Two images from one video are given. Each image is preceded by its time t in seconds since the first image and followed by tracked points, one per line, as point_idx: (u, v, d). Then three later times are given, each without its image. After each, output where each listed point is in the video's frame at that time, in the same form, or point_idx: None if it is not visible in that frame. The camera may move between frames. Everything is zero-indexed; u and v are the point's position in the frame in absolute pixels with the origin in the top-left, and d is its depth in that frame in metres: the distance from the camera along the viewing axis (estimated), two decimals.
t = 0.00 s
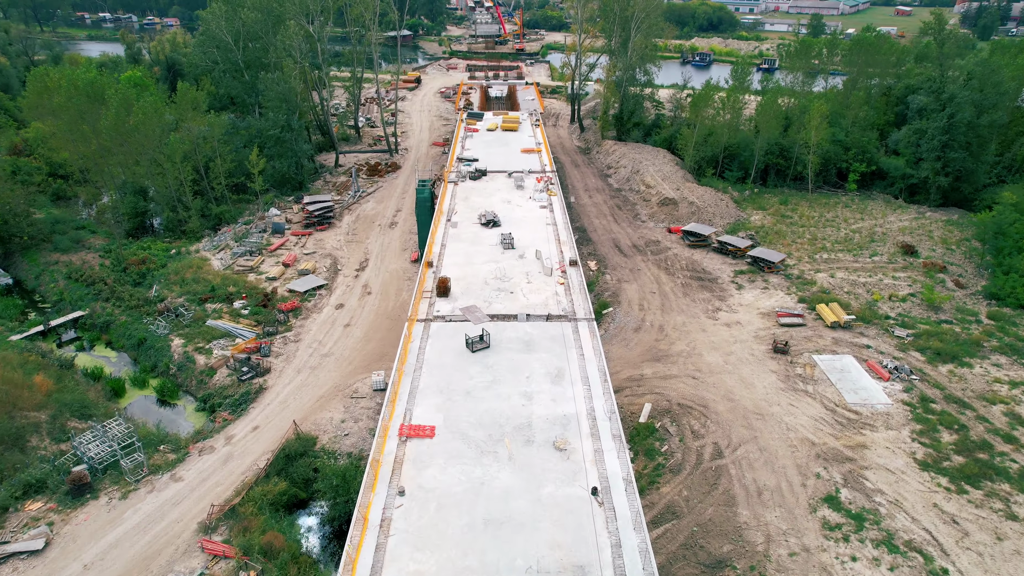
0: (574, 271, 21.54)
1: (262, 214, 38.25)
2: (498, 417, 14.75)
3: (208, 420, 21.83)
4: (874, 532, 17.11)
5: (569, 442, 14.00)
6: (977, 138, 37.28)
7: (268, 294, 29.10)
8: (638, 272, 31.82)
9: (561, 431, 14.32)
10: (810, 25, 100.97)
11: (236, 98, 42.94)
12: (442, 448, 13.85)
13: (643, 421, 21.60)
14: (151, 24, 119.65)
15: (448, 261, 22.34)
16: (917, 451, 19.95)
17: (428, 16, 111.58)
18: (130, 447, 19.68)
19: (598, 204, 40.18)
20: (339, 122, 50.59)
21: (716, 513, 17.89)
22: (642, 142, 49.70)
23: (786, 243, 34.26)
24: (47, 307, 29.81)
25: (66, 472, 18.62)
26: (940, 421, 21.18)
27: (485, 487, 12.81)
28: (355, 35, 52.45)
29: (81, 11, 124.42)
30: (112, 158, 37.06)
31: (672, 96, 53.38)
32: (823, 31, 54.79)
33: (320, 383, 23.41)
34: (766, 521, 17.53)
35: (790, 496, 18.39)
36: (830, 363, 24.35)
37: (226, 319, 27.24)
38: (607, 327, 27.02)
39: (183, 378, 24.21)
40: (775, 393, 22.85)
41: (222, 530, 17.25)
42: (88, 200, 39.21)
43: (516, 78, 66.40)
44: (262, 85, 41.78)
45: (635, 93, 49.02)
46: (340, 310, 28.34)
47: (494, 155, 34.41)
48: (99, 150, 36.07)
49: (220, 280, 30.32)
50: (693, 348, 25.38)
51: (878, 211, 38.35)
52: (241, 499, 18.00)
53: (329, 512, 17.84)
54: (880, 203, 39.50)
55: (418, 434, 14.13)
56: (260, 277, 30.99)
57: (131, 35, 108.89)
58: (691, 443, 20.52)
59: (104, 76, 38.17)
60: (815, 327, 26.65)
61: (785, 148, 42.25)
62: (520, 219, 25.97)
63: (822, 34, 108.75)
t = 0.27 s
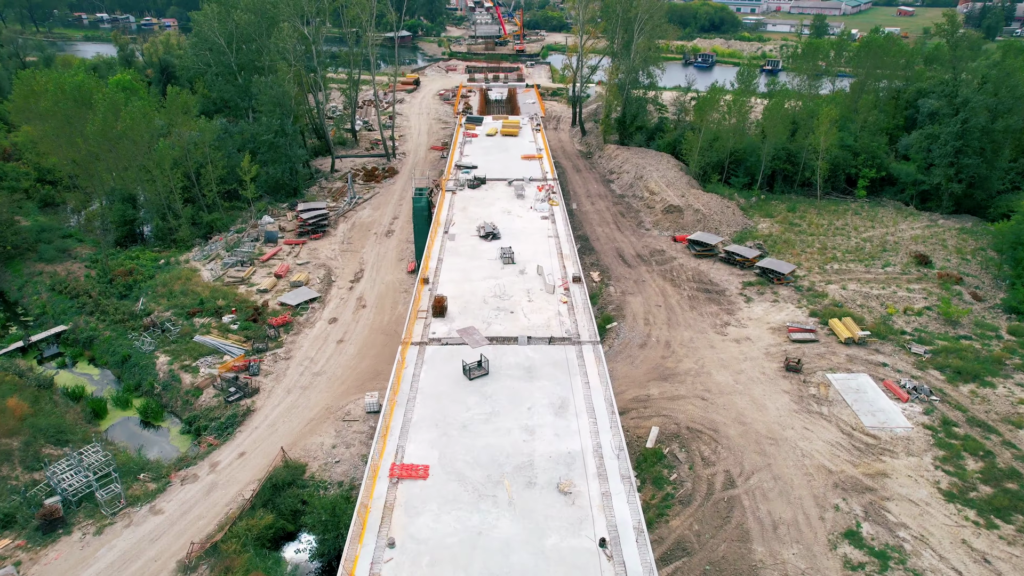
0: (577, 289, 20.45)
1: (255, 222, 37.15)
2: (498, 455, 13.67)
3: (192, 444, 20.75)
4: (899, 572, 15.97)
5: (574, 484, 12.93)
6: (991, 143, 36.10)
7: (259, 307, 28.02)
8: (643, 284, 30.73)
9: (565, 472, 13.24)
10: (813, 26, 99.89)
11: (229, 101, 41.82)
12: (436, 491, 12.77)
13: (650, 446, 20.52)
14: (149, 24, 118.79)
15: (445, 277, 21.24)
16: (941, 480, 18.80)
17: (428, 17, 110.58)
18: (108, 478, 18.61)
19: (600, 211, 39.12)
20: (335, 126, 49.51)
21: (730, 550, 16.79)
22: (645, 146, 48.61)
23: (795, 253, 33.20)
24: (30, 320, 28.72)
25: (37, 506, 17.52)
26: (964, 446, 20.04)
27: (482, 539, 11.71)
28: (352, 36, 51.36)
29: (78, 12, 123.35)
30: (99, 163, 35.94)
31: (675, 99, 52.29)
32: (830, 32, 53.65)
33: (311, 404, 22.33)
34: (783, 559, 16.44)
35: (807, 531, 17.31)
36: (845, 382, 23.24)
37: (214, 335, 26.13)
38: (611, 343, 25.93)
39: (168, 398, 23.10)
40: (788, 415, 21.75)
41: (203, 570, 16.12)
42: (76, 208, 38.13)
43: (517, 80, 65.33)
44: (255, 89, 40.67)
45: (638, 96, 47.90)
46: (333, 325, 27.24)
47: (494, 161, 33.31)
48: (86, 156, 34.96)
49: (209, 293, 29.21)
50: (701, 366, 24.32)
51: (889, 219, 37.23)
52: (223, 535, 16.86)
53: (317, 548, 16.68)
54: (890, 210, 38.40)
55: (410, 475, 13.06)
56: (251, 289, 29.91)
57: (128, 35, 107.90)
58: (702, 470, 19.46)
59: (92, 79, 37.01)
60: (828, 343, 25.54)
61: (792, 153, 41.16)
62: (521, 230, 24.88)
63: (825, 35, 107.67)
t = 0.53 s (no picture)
0: (582, 311, 19.23)
1: (247, 231, 35.88)
2: (496, 505, 12.44)
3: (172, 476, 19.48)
4: None
5: (580, 540, 11.70)
6: (1009, 150, 34.80)
7: (247, 324, 26.76)
8: (649, 298, 29.49)
9: (571, 526, 12.02)
10: (816, 28, 99.09)
11: (220, 106, 40.53)
12: (428, 549, 11.53)
13: (660, 477, 19.24)
14: (146, 25, 117.76)
15: (440, 297, 20.01)
16: (972, 516, 17.52)
17: (427, 17, 109.45)
18: (77, 517, 17.34)
19: (603, 219, 37.90)
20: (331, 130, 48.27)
21: None
22: (648, 151, 47.39)
23: (806, 264, 32.01)
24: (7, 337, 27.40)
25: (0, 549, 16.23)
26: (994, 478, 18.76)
27: None
28: (348, 38, 50.13)
29: (74, 12, 122.06)
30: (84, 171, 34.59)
31: (679, 102, 51.07)
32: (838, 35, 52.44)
33: (299, 432, 21.08)
34: None
35: (831, 575, 16.06)
36: (865, 405, 21.89)
37: (200, 354, 24.86)
38: (616, 362, 24.69)
39: (148, 423, 21.77)
40: (805, 442, 20.50)
41: None
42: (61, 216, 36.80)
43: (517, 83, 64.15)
44: (247, 93, 39.39)
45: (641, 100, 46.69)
46: (325, 343, 26.01)
47: (493, 170, 32.08)
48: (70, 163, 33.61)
49: (196, 308, 27.93)
50: (711, 389, 23.11)
51: (901, 228, 35.99)
52: None
53: None
54: (903, 218, 37.16)
55: (400, 529, 11.83)
56: (240, 304, 28.66)
57: (125, 37, 106.60)
58: (715, 505, 18.23)
59: (77, 83, 35.73)
60: (844, 362, 24.28)
61: (801, 160, 39.93)
62: (522, 245, 23.66)
63: (827, 36, 106.59)
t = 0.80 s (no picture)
0: (587, 334, 18.08)
1: (239, 241, 34.77)
2: (494, 559, 11.32)
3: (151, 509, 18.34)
4: None
5: None
6: None
7: (236, 340, 25.62)
8: (654, 311, 28.38)
9: None
10: (819, 29, 98.17)
11: (212, 109, 39.38)
12: None
13: (668, 510, 18.13)
14: (143, 25, 116.74)
15: (436, 317, 18.87)
16: (1004, 554, 16.36)
17: (427, 18, 108.34)
18: (43, 557, 16.29)
19: (606, 228, 36.81)
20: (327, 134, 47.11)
21: None
22: (652, 156, 46.28)
23: (816, 276, 30.91)
24: None
25: None
26: None
27: None
28: (345, 40, 48.96)
29: (70, 13, 120.90)
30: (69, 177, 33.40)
31: (683, 105, 49.93)
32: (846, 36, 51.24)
33: (287, 458, 19.97)
34: None
35: None
36: (884, 429, 20.71)
37: (185, 372, 23.72)
38: (621, 382, 23.58)
39: (128, 448, 20.59)
40: (822, 470, 19.36)
41: None
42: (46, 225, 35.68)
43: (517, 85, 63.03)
44: (239, 97, 38.24)
45: (644, 104, 45.56)
46: (316, 361, 24.89)
47: (493, 177, 30.91)
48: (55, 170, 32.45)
49: (183, 322, 26.78)
50: (722, 411, 22.02)
51: (914, 236, 34.82)
52: None
53: None
54: (915, 226, 36.02)
55: None
56: (229, 318, 27.53)
57: (121, 37, 105.31)
58: (728, 542, 17.11)
59: (63, 87, 34.61)
60: (861, 382, 23.12)
61: (809, 165, 38.79)
62: (522, 260, 22.53)
63: (830, 38, 105.69)
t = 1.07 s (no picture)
0: (592, 361, 16.85)
1: (229, 252, 33.49)
2: None
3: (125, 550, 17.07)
4: None
5: None
6: None
7: (222, 359, 24.36)
8: (661, 328, 27.14)
9: None
10: (822, 31, 97.17)
11: (202, 114, 38.07)
12: None
13: (680, 551, 16.89)
14: (140, 27, 115.57)
15: (431, 343, 17.63)
16: None
17: (426, 19, 107.15)
18: None
19: (610, 237, 35.57)
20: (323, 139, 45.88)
21: None
22: (656, 161, 45.04)
23: (829, 289, 29.69)
24: None
25: None
26: None
27: None
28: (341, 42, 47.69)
29: (66, 13, 119.52)
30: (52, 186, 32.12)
31: (687, 109, 48.72)
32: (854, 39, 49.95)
33: (272, 492, 18.71)
34: None
35: None
36: (907, 458, 19.39)
37: (167, 395, 22.44)
38: (627, 406, 22.35)
39: (103, 480, 19.29)
40: (844, 505, 18.09)
41: None
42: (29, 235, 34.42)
43: (517, 88, 61.82)
44: (229, 101, 36.95)
45: (648, 108, 44.33)
46: (306, 382, 23.65)
47: (492, 187, 29.67)
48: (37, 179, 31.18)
49: (167, 340, 25.50)
50: (734, 438, 20.79)
51: (929, 247, 33.55)
52: None
53: None
54: (929, 236, 34.77)
55: None
56: (216, 335, 26.26)
57: (117, 38, 103.93)
58: None
59: (46, 92, 33.37)
60: (881, 406, 21.88)
61: (820, 172, 37.52)
62: (523, 277, 21.30)
63: (833, 39, 104.67)
